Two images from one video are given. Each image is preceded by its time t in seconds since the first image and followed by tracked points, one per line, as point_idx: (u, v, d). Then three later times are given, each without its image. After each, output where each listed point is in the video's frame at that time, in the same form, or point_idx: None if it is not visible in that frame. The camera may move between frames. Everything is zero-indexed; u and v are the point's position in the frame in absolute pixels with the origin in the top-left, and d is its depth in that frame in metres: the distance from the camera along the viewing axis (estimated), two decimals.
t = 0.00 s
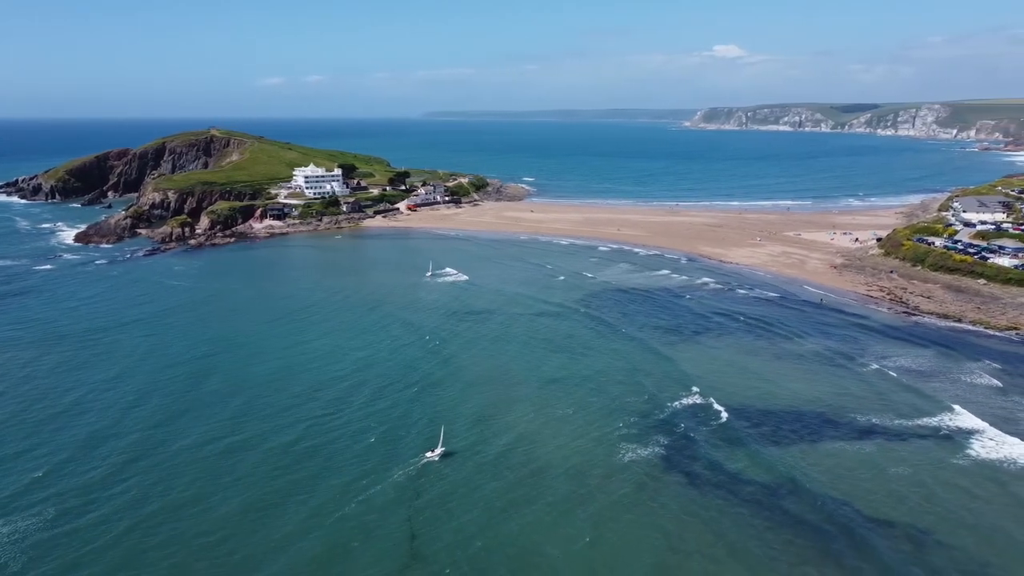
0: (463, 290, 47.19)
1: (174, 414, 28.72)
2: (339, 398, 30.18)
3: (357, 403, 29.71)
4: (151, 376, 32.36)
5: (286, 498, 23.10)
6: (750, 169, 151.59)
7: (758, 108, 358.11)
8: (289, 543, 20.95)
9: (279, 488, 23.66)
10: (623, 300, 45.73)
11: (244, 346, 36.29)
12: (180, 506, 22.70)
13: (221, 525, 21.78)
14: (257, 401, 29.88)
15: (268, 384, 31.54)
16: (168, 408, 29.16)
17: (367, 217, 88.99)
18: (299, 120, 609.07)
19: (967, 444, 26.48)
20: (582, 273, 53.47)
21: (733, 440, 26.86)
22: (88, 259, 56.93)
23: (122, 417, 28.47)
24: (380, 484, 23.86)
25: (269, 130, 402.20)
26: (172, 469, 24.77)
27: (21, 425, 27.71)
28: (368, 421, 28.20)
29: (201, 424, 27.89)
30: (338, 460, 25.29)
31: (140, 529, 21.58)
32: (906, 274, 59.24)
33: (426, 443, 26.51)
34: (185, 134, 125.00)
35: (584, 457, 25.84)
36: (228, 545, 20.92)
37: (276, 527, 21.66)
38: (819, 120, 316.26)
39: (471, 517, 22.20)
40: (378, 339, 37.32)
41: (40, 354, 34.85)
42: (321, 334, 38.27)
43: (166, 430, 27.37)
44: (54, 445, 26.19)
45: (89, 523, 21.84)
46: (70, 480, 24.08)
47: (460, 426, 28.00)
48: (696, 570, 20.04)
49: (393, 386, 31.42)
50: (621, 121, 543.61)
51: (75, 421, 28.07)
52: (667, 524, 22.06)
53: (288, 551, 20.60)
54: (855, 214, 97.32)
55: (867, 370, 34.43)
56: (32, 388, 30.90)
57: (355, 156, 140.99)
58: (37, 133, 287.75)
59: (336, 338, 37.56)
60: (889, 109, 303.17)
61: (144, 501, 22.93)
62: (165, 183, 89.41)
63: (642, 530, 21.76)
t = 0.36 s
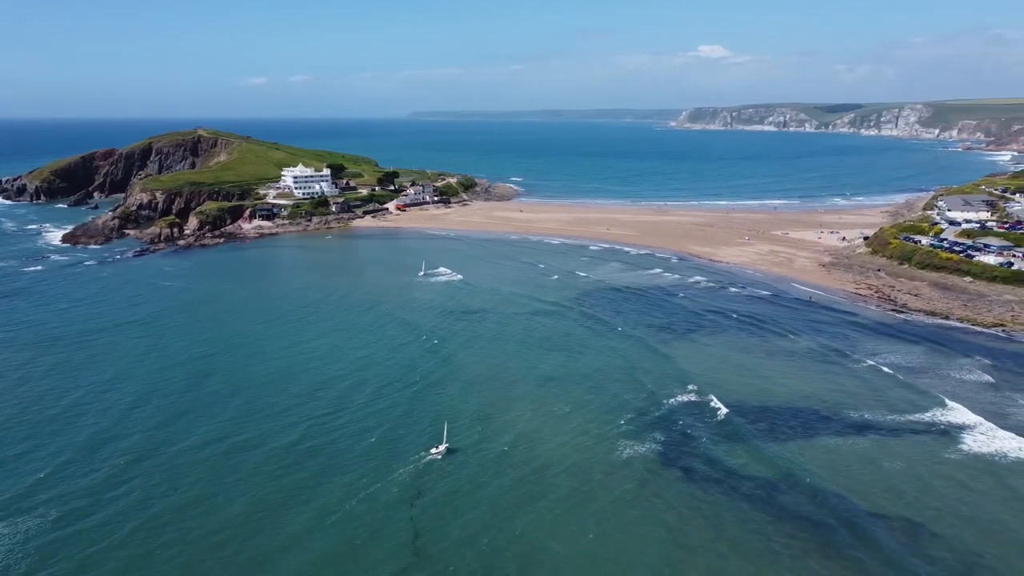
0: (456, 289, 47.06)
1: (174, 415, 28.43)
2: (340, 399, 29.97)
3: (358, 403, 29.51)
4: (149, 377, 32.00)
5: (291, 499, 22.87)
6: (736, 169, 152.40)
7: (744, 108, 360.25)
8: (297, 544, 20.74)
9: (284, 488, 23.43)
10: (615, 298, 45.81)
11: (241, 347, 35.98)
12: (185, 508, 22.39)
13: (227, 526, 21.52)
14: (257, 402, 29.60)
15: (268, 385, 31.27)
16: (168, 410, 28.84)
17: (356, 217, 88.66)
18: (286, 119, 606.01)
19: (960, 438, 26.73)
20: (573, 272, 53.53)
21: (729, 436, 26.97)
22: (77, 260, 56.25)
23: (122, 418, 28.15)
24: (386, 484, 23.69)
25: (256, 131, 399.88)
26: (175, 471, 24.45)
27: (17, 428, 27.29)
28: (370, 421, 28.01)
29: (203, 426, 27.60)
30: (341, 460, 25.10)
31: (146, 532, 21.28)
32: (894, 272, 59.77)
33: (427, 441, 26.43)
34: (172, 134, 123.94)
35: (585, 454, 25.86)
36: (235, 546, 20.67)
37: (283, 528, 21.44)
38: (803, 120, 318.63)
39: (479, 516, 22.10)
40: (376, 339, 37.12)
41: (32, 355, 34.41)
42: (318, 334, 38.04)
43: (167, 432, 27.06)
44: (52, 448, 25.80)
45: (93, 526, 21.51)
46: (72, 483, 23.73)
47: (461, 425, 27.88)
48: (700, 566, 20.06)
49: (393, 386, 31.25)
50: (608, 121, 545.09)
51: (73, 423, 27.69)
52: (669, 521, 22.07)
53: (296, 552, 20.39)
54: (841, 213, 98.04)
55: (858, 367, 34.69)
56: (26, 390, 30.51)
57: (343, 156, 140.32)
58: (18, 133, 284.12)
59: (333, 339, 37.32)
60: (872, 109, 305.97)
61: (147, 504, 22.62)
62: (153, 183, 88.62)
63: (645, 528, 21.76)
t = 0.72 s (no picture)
0: (448, 289, 46.95)
1: (174, 416, 28.12)
2: (341, 399, 29.75)
3: (360, 403, 29.31)
4: (148, 378, 31.63)
5: (298, 499, 22.66)
6: (722, 169, 153.14)
7: (729, 108, 362.39)
8: (306, 544, 20.53)
9: (290, 489, 23.21)
10: (606, 297, 45.89)
11: (238, 348, 35.63)
12: (190, 510, 22.12)
13: (234, 528, 21.27)
14: (257, 403, 29.30)
15: (268, 385, 31.00)
16: (170, 411, 28.55)
17: (345, 217, 88.28)
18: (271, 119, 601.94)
19: (951, 433, 26.99)
20: (564, 271, 53.58)
21: (723, 432, 27.07)
22: (65, 261, 55.55)
23: (122, 419, 27.85)
24: (392, 483, 23.52)
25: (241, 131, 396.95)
26: (180, 473, 24.20)
27: (15, 431, 26.88)
28: (372, 421, 27.80)
29: (204, 427, 27.31)
30: (346, 460, 24.88)
31: (152, 535, 21.01)
32: (881, 270, 60.33)
33: (428, 440, 26.30)
34: (158, 134, 122.87)
35: (586, 451, 25.85)
36: (243, 548, 20.43)
37: (291, 529, 21.22)
38: (787, 119, 321.10)
39: (486, 513, 21.99)
40: (374, 339, 36.89)
41: (25, 357, 33.99)
42: (316, 334, 37.80)
43: (168, 434, 26.74)
44: (52, 451, 25.44)
45: (98, 529, 21.22)
46: (76, 485, 23.39)
47: (463, 424, 27.75)
48: (707, 561, 20.07)
49: (394, 386, 31.08)
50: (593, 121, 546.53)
51: (72, 425, 27.30)
52: (674, 517, 22.09)
53: (306, 552, 20.18)
54: (827, 212, 98.85)
55: (848, 363, 34.92)
56: (21, 392, 30.13)
57: (331, 156, 139.69)
58: None
59: (331, 338, 37.10)
60: (855, 109, 308.83)
61: (151, 507, 22.31)
62: (139, 184, 87.81)
63: (650, 523, 21.76)
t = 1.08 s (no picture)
0: (439, 288, 46.78)
1: (172, 418, 27.76)
2: (340, 399, 29.52)
3: (359, 403, 29.09)
4: (144, 380, 31.23)
5: (302, 498, 22.46)
6: (706, 168, 154.00)
7: (713, 107, 364.73)
8: (313, 544, 20.32)
9: (292, 489, 22.98)
10: (594, 295, 45.99)
11: (233, 348, 35.27)
12: (193, 512, 21.84)
13: (238, 530, 21.02)
14: (256, 404, 29.01)
15: (266, 386, 30.71)
16: (167, 412, 28.19)
17: (331, 217, 87.82)
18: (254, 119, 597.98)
19: (942, 427, 27.29)
20: (552, 270, 53.63)
21: (716, 428, 27.16)
22: (50, 262, 54.81)
23: (119, 421, 27.50)
24: (395, 482, 23.36)
25: (224, 131, 393.71)
26: (180, 474, 23.89)
27: (9, 434, 26.41)
28: (372, 420, 27.60)
29: (204, 428, 27.01)
30: (348, 460, 24.68)
31: (156, 537, 20.71)
32: (865, 268, 60.94)
33: (427, 440, 26.16)
34: (141, 134, 121.60)
35: (586, 449, 25.83)
36: (249, 549, 20.18)
37: (297, 529, 21.00)
38: (769, 119, 323.90)
39: (492, 511, 21.90)
40: (370, 339, 36.67)
41: (14, 359, 33.47)
42: (311, 334, 37.51)
43: (167, 435, 26.40)
44: (49, 454, 25.03)
45: (100, 532, 20.90)
46: (75, 488, 23.02)
47: (463, 423, 27.63)
48: (711, 557, 20.11)
49: (393, 385, 30.90)
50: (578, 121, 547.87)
51: (68, 428, 26.87)
52: (677, 512, 22.11)
53: (313, 552, 19.98)
54: (811, 211, 99.71)
55: (837, 360, 35.19)
56: (13, 394, 29.68)
57: (316, 156, 138.81)
58: None
59: (327, 338, 36.84)
60: (836, 108, 311.93)
61: (153, 509, 21.99)
62: (123, 184, 86.77)
63: (654, 519, 21.77)
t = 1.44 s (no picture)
0: (427, 288, 46.63)
1: (167, 420, 27.41)
2: (336, 399, 29.30)
3: (356, 404, 28.89)
4: (138, 382, 30.82)
5: (303, 499, 22.28)
6: (687, 168, 155.10)
7: (693, 107, 367.43)
8: (318, 544, 20.16)
9: (293, 489, 22.78)
10: (582, 294, 46.09)
11: (225, 349, 34.91)
12: (195, 514, 21.58)
13: (240, 531, 20.80)
14: (252, 405, 28.74)
15: (262, 387, 30.41)
16: (163, 414, 27.83)
17: (315, 218, 87.25)
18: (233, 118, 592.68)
19: (928, 421, 27.67)
20: (538, 269, 53.67)
21: (708, 424, 27.31)
22: (31, 264, 53.87)
23: (112, 423, 27.09)
24: (397, 482, 23.24)
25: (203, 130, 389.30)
26: (179, 476, 23.59)
27: None
28: (369, 420, 27.44)
29: (201, 429, 26.70)
30: (349, 460, 24.52)
31: (157, 540, 20.44)
32: (847, 266, 61.69)
33: (425, 438, 26.06)
34: (121, 134, 119.97)
35: (583, 446, 25.88)
36: (252, 550, 19.97)
37: (301, 530, 20.80)
38: (748, 119, 327.07)
39: (496, 509, 21.87)
40: (363, 339, 36.45)
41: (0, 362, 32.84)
42: (304, 334, 37.27)
43: (164, 437, 26.09)
44: (44, 458, 24.62)
45: (101, 535, 20.58)
46: (73, 492, 22.66)
47: (460, 422, 27.54)
48: (712, 551, 20.23)
49: (389, 385, 30.76)
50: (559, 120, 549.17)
51: (61, 432, 26.44)
52: (676, 508, 22.21)
53: (318, 553, 19.81)
54: (791, 210, 100.79)
55: (823, 356, 35.54)
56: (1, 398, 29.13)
57: (299, 156, 137.80)
58: None
59: (320, 339, 36.59)
60: (813, 108, 315.41)
61: (153, 512, 21.68)
62: (104, 185, 85.52)
63: (655, 514, 21.88)
